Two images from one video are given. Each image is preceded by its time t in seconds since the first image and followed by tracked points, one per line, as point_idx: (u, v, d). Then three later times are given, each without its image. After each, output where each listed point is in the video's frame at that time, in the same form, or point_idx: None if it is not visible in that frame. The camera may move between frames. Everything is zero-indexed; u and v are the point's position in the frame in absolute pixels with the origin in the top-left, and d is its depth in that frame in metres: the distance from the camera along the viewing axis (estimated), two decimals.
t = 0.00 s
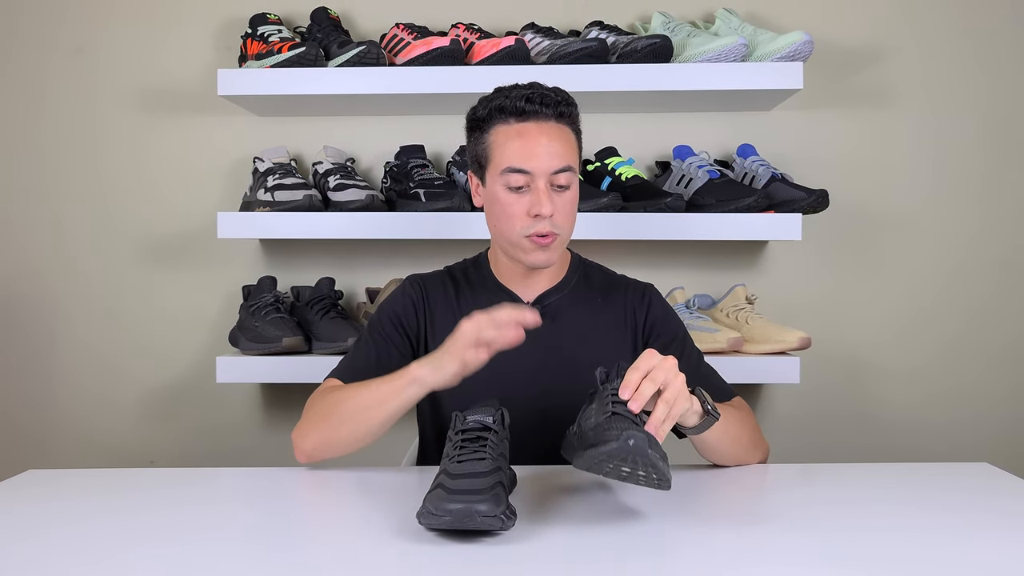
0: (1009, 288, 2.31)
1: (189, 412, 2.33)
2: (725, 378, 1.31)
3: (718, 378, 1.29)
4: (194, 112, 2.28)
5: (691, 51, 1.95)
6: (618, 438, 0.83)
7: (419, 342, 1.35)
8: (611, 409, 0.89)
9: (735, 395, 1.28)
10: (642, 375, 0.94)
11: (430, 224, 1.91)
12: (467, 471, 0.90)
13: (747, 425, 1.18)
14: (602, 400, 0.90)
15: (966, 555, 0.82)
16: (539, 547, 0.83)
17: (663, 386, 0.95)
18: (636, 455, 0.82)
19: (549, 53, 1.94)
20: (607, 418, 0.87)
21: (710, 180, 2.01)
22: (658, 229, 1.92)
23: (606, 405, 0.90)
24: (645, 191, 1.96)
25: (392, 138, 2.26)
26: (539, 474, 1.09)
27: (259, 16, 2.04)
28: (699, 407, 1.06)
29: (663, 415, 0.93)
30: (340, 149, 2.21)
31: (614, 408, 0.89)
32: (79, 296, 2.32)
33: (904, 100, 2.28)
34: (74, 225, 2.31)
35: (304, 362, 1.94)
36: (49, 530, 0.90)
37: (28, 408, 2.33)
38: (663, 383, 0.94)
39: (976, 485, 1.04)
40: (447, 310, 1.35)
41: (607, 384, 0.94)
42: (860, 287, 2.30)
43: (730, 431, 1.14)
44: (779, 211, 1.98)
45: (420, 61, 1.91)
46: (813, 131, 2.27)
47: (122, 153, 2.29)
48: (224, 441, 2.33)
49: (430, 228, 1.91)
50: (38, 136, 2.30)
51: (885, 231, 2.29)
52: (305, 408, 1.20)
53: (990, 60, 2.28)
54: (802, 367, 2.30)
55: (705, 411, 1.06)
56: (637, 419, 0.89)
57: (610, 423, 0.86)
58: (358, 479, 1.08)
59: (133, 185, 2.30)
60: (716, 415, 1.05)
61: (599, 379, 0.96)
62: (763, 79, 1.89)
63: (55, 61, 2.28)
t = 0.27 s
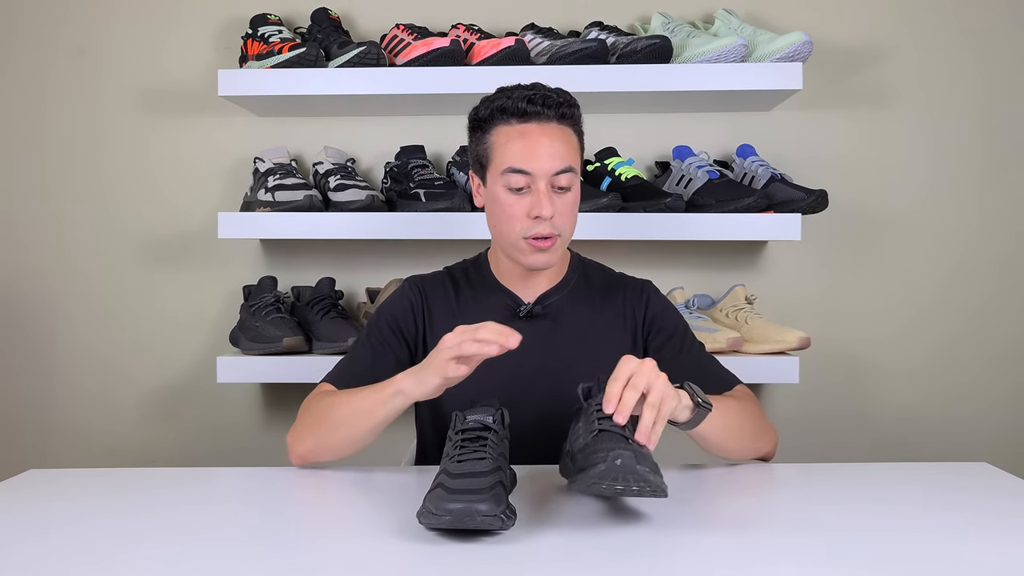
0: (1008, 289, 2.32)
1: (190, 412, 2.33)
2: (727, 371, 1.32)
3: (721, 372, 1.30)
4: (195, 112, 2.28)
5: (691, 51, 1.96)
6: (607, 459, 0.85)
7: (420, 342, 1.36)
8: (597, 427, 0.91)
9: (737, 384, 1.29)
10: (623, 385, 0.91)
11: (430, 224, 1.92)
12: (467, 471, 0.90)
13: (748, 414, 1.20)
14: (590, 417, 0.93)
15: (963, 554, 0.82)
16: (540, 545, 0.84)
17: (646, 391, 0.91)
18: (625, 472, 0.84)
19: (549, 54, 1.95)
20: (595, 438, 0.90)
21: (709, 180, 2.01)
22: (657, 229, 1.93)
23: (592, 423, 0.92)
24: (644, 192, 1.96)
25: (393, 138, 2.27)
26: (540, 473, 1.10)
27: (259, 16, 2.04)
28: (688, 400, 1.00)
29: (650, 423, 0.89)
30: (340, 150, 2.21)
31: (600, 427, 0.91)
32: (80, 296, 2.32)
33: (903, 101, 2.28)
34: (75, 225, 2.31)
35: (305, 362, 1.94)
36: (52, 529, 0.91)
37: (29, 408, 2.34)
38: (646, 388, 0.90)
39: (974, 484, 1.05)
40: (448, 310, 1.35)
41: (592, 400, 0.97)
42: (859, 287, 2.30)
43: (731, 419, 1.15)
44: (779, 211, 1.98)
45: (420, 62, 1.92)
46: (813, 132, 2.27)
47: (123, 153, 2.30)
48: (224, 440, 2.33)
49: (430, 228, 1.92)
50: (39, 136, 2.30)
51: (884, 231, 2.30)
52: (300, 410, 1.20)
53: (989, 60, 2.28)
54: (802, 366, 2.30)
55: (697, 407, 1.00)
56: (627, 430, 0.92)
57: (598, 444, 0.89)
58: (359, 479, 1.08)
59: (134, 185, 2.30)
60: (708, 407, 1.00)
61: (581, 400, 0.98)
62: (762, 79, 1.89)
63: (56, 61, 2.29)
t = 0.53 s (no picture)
0: (1007, 290, 2.32)
1: (190, 412, 2.33)
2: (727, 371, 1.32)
3: (721, 371, 1.30)
4: (195, 112, 2.29)
5: (690, 52, 1.96)
6: (591, 497, 0.83)
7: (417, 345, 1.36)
8: (585, 453, 0.92)
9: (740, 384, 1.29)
10: (612, 403, 0.92)
11: (430, 224, 1.92)
12: (466, 471, 0.91)
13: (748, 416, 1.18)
14: (577, 443, 0.93)
15: (962, 548, 0.83)
16: (540, 543, 0.84)
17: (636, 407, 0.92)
18: (609, 509, 0.82)
19: (549, 54, 1.95)
20: (582, 466, 0.90)
21: (709, 181, 2.02)
22: (657, 229, 1.93)
23: (579, 449, 0.93)
24: (642, 193, 1.98)
25: (393, 139, 2.27)
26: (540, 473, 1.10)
27: (260, 17, 2.05)
28: (683, 404, 1.00)
29: (641, 440, 0.89)
30: (340, 150, 2.22)
31: (588, 453, 0.92)
32: (81, 296, 2.32)
33: (902, 101, 2.28)
34: (76, 225, 2.32)
35: (305, 361, 1.94)
36: (54, 529, 0.91)
37: (29, 408, 2.34)
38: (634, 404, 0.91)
39: (973, 483, 1.05)
40: (445, 312, 1.36)
41: (579, 420, 0.97)
42: (859, 287, 2.31)
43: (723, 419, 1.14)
44: (778, 212, 1.98)
45: (420, 62, 1.92)
46: (812, 132, 2.28)
47: (123, 154, 2.30)
48: (225, 440, 2.33)
49: (430, 228, 1.92)
50: (40, 136, 2.30)
51: (884, 231, 2.30)
52: (294, 421, 1.20)
53: (988, 61, 2.28)
54: (802, 366, 2.31)
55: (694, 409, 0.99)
56: (614, 451, 0.92)
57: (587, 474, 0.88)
58: (360, 479, 1.08)
59: (135, 186, 2.30)
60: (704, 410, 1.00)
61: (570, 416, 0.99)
62: (762, 79, 1.90)
63: (57, 62, 2.29)
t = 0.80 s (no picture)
0: (1006, 291, 2.32)
1: (191, 412, 2.34)
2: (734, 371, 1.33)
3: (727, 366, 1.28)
4: (196, 112, 2.29)
5: (690, 53, 1.96)
6: (591, 497, 0.83)
7: (420, 344, 1.36)
8: (585, 453, 0.92)
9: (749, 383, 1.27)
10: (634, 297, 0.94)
11: (430, 224, 1.92)
12: (466, 471, 0.91)
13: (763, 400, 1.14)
14: (576, 442, 0.94)
15: (967, 549, 0.82)
16: (541, 542, 0.84)
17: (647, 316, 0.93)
18: (609, 510, 0.83)
19: (549, 54, 1.96)
20: (582, 467, 0.90)
21: (709, 181, 2.02)
22: (657, 228, 1.93)
23: (579, 449, 0.93)
24: (642, 193, 1.98)
25: (393, 139, 2.27)
26: (540, 473, 1.10)
27: (260, 18, 2.05)
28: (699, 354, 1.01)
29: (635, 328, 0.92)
30: (340, 150, 2.22)
31: (588, 453, 0.92)
32: (81, 296, 2.33)
33: (902, 102, 2.29)
34: (77, 225, 2.32)
35: (305, 361, 1.95)
36: (57, 528, 0.91)
37: (30, 408, 2.34)
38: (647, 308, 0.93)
39: (972, 483, 1.05)
40: (447, 312, 1.36)
41: (580, 419, 0.98)
42: (858, 287, 2.31)
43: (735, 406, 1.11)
44: (778, 212, 1.99)
45: (420, 62, 1.92)
46: (812, 132, 2.28)
47: (124, 154, 2.30)
48: (225, 440, 2.34)
49: (430, 228, 1.92)
50: (40, 137, 2.31)
51: (883, 231, 2.30)
52: (289, 424, 1.19)
53: (987, 61, 2.29)
54: (801, 366, 2.31)
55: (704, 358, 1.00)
56: (614, 450, 0.92)
57: (585, 475, 0.88)
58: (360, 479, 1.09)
59: (135, 186, 2.31)
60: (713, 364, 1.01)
61: (570, 417, 0.99)
62: (762, 79, 1.90)
63: (58, 63, 2.29)
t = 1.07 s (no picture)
0: (1005, 292, 2.33)
1: (192, 412, 2.34)
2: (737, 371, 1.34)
3: (730, 366, 1.31)
4: (196, 113, 2.29)
5: (689, 53, 1.97)
6: (591, 497, 0.83)
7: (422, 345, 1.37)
8: (585, 453, 0.92)
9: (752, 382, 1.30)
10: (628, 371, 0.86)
11: (430, 224, 1.92)
12: (466, 471, 0.91)
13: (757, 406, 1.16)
14: (576, 442, 0.94)
15: (968, 550, 0.82)
16: (542, 542, 0.85)
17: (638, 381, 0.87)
18: (610, 510, 0.83)
19: (549, 54, 1.97)
20: (582, 467, 0.90)
21: (708, 181, 2.02)
22: (657, 228, 1.94)
23: (579, 449, 0.93)
24: (642, 194, 1.98)
25: (393, 139, 2.28)
26: (541, 473, 1.11)
27: (260, 18, 2.05)
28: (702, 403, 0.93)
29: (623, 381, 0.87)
30: (341, 150, 2.22)
31: (588, 453, 0.92)
32: (82, 296, 2.33)
33: (901, 102, 2.29)
34: (78, 225, 2.32)
35: (305, 361, 1.95)
36: (59, 527, 0.92)
37: (30, 408, 2.35)
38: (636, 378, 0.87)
39: (970, 483, 1.06)
40: (448, 312, 1.36)
41: (579, 419, 0.98)
42: (857, 287, 2.31)
43: (736, 424, 1.12)
44: (777, 212, 1.99)
45: (421, 63, 1.92)
46: (812, 132, 2.28)
47: (125, 154, 2.31)
48: (226, 440, 2.34)
49: (430, 228, 1.93)
50: (41, 137, 2.31)
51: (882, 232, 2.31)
52: (289, 429, 1.19)
53: (986, 61, 2.29)
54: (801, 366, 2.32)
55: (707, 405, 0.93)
56: (614, 450, 0.93)
57: (586, 475, 0.88)
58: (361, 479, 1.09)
59: (136, 186, 2.31)
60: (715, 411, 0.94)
61: (570, 417, 1.00)
62: (761, 80, 1.90)
63: (59, 63, 2.30)
